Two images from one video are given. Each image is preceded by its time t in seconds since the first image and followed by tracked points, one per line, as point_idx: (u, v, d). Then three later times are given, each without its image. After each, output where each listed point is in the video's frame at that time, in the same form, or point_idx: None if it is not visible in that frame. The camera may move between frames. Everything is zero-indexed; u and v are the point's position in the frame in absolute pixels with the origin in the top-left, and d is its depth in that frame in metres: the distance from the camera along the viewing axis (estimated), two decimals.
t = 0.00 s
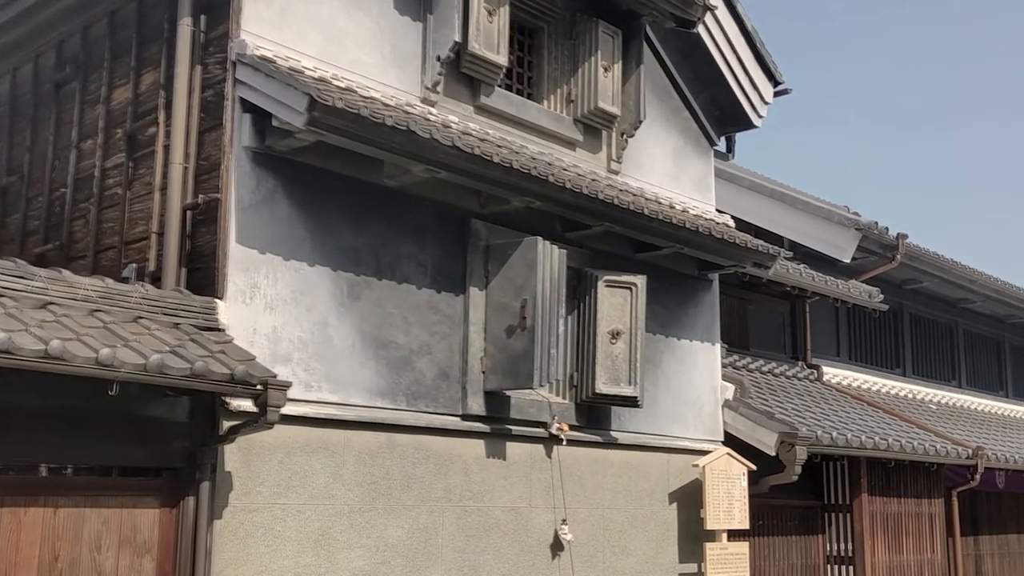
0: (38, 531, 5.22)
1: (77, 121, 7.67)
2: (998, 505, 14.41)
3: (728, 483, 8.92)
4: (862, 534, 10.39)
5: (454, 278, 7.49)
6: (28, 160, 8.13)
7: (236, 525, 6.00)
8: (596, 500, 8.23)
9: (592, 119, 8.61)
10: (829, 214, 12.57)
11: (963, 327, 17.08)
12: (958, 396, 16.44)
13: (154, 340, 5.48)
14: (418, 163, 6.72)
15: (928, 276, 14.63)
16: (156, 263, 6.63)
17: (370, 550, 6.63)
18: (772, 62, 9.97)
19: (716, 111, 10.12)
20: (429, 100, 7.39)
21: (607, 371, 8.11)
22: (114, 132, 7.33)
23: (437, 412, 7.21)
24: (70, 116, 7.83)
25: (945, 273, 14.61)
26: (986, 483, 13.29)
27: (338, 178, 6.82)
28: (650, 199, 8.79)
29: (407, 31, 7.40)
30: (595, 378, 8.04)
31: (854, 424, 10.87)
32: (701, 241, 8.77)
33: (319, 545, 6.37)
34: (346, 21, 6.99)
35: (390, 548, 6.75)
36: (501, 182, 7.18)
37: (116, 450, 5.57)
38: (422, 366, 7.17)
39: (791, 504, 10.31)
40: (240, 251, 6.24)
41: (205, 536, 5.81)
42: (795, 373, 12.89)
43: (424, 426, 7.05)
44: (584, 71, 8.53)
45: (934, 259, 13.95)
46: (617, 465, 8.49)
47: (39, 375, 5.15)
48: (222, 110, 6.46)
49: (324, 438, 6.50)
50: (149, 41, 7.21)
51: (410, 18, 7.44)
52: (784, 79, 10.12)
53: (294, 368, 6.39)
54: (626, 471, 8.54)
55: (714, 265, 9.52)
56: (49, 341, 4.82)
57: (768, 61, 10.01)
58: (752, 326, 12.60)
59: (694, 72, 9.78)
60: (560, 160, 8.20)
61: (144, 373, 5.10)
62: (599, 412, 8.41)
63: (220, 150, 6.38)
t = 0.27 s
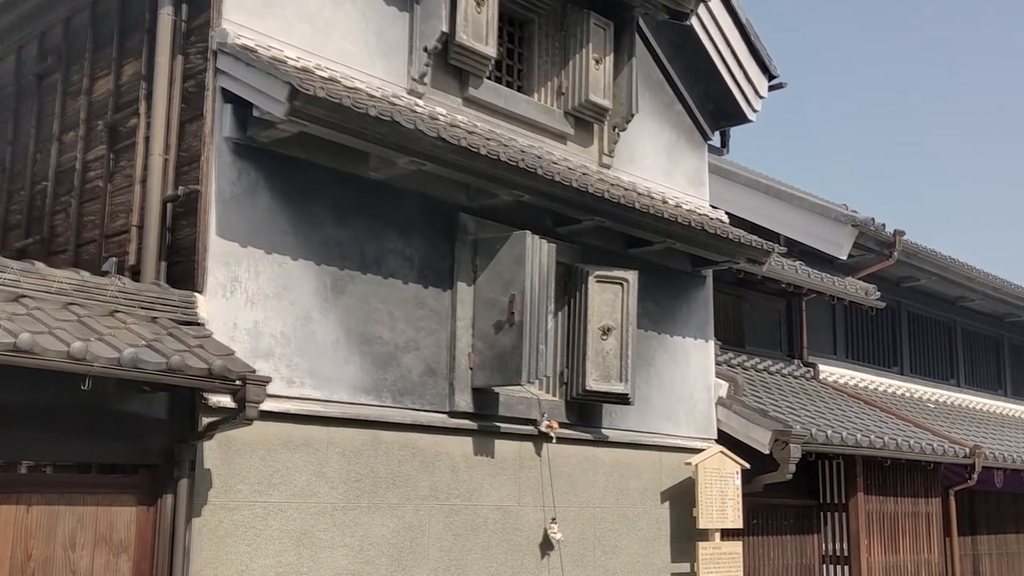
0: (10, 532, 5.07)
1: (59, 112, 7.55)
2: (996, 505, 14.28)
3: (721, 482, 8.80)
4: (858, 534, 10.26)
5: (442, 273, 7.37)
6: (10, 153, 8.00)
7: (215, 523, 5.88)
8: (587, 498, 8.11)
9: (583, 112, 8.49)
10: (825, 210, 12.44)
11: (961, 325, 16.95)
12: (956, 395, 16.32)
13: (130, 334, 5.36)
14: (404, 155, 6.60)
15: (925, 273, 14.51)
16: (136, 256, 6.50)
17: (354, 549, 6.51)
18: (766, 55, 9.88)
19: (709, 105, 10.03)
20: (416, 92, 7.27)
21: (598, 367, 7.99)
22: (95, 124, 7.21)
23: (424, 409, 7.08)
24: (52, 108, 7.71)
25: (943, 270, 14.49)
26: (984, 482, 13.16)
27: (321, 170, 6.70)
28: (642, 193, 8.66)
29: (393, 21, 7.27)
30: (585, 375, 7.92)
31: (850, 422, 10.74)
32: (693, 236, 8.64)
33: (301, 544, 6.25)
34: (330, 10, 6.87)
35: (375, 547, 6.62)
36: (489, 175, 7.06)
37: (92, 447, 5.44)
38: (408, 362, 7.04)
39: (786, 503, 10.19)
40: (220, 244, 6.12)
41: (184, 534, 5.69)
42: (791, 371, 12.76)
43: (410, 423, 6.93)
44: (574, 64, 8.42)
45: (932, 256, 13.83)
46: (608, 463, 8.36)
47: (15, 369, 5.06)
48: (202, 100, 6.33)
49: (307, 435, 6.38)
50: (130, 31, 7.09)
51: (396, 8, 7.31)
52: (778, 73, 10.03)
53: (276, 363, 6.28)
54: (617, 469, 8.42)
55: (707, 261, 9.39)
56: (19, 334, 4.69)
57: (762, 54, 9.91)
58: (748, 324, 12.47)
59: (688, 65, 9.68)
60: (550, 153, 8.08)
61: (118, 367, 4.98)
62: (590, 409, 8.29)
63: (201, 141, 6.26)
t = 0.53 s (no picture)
0: None
1: (40, 106, 7.43)
2: (994, 505, 14.15)
3: (714, 481, 8.69)
4: (854, 534, 10.14)
5: (429, 269, 7.24)
6: None
7: (195, 524, 5.75)
8: (578, 499, 7.98)
9: (574, 106, 8.37)
10: (822, 208, 12.33)
11: (959, 324, 16.83)
12: (954, 394, 16.19)
13: (105, 330, 5.24)
14: (388, 149, 6.47)
15: (923, 271, 14.38)
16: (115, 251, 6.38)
17: (337, 550, 6.39)
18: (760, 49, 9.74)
19: (703, 100, 9.88)
20: (403, 84, 7.15)
21: (588, 365, 7.86)
22: (76, 117, 7.08)
23: (410, 407, 6.96)
24: (33, 102, 7.58)
25: (941, 268, 14.37)
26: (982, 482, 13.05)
27: (305, 164, 6.57)
28: (634, 189, 8.53)
29: (380, 12, 7.14)
30: (575, 373, 7.80)
31: (846, 421, 10.62)
32: (686, 232, 8.52)
33: (283, 545, 6.13)
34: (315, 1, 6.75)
35: (360, 548, 6.50)
36: (476, 169, 6.93)
37: (67, 446, 5.30)
38: (394, 359, 6.92)
39: (780, 503, 10.07)
40: (201, 239, 6.00)
41: (161, 534, 5.55)
42: (787, 370, 12.64)
43: (396, 422, 6.80)
44: (565, 57, 8.29)
45: (930, 254, 13.71)
46: (599, 462, 8.24)
47: None
48: (182, 92, 6.21)
49: (289, 433, 6.26)
50: (112, 23, 6.96)
51: None
52: (773, 68, 9.91)
53: (257, 361, 6.16)
54: (608, 468, 8.30)
55: (701, 257, 9.27)
56: None
57: (757, 48, 9.77)
58: (743, 322, 12.35)
59: (682, 59, 9.52)
60: (540, 147, 7.95)
61: (90, 363, 4.85)
62: (581, 408, 8.17)
63: (181, 134, 6.14)
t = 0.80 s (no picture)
0: None
1: (20, 100, 7.30)
2: (992, 506, 14.03)
3: (706, 482, 8.57)
4: (849, 536, 10.02)
5: (415, 266, 7.12)
6: None
7: (172, 525, 5.63)
8: (567, 500, 7.87)
9: (564, 101, 8.24)
10: (817, 205, 12.35)
11: (957, 323, 16.71)
12: (952, 394, 16.07)
13: (78, 327, 5.11)
14: (372, 143, 6.35)
15: (920, 270, 14.26)
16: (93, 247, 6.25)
17: (319, 552, 6.27)
18: (754, 44, 9.62)
19: (696, 96, 9.77)
20: (388, 78, 7.03)
21: (577, 364, 7.75)
22: (56, 111, 6.96)
23: (395, 406, 6.84)
24: (13, 96, 7.46)
25: (938, 267, 14.26)
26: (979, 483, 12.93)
27: (287, 158, 6.45)
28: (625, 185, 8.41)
29: (365, 5, 7.02)
30: (564, 371, 7.68)
31: (841, 421, 10.50)
32: (678, 229, 8.40)
33: (263, 547, 6.01)
34: None
35: (342, 550, 6.38)
36: (462, 164, 6.82)
37: (40, 446, 5.17)
38: (378, 358, 6.80)
39: (774, 504, 9.96)
40: (179, 234, 5.88)
41: (137, 536, 5.42)
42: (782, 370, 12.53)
43: (380, 421, 6.68)
44: (555, 51, 8.18)
45: (927, 252, 13.59)
46: (589, 463, 8.12)
47: None
48: (161, 85, 6.08)
49: (270, 433, 6.14)
50: (92, 15, 6.84)
51: None
52: (767, 63, 9.80)
53: (237, 359, 6.05)
54: (598, 469, 8.18)
55: (693, 255, 9.15)
56: None
57: (751, 43, 9.64)
58: (738, 321, 12.23)
59: (674, 54, 9.42)
60: (529, 143, 7.83)
61: (61, 361, 4.73)
62: (570, 407, 8.05)
63: (159, 127, 6.01)
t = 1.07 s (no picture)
0: None
1: None
2: (989, 506, 13.92)
3: (698, 482, 8.46)
4: (843, 536, 9.90)
5: (400, 263, 7.00)
6: None
7: (148, 525, 5.51)
8: (556, 500, 7.75)
9: (554, 96, 8.12)
10: (813, 202, 12.10)
11: (954, 322, 16.59)
12: (949, 394, 15.95)
13: (49, 323, 4.99)
14: (354, 136, 6.24)
15: (918, 268, 14.14)
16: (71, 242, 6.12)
17: (301, 553, 6.15)
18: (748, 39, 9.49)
19: (689, 91, 9.65)
20: (373, 71, 6.91)
21: (566, 362, 7.63)
22: (35, 104, 6.83)
23: (379, 405, 6.72)
24: None
25: (936, 266, 14.14)
26: (976, 483, 12.81)
27: (268, 152, 6.34)
28: (616, 181, 8.30)
29: None
30: (553, 369, 7.57)
31: (836, 420, 10.38)
32: (669, 226, 8.28)
33: (243, 547, 5.89)
34: None
35: (324, 551, 6.26)
36: (448, 159, 6.70)
37: (12, 444, 5.06)
38: (362, 356, 6.68)
39: (768, 504, 9.85)
40: (157, 229, 5.77)
41: (112, 537, 5.29)
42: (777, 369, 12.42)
43: (364, 420, 6.57)
44: (544, 45, 8.06)
45: (924, 250, 13.47)
46: (579, 462, 8.00)
47: None
48: (139, 77, 5.97)
49: (250, 432, 6.03)
50: (71, 7, 6.72)
51: None
52: (760, 58, 9.68)
53: (216, 356, 5.93)
54: (588, 468, 8.06)
55: (686, 252, 9.03)
56: None
57: (744, 38, 9.52)
58: (733, 320, 12.12)
59: (667, 48, 9.30)
60: (518, 138, 7.71)
61: (30, 358, 4.61)
62: (560, 406, 7.93)
63: (136, 120, 5.90)
